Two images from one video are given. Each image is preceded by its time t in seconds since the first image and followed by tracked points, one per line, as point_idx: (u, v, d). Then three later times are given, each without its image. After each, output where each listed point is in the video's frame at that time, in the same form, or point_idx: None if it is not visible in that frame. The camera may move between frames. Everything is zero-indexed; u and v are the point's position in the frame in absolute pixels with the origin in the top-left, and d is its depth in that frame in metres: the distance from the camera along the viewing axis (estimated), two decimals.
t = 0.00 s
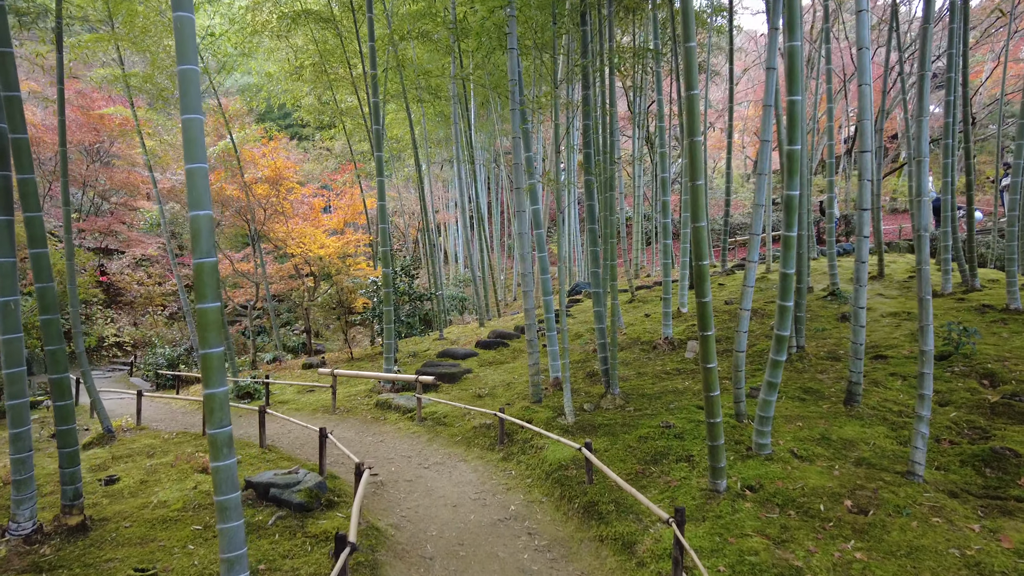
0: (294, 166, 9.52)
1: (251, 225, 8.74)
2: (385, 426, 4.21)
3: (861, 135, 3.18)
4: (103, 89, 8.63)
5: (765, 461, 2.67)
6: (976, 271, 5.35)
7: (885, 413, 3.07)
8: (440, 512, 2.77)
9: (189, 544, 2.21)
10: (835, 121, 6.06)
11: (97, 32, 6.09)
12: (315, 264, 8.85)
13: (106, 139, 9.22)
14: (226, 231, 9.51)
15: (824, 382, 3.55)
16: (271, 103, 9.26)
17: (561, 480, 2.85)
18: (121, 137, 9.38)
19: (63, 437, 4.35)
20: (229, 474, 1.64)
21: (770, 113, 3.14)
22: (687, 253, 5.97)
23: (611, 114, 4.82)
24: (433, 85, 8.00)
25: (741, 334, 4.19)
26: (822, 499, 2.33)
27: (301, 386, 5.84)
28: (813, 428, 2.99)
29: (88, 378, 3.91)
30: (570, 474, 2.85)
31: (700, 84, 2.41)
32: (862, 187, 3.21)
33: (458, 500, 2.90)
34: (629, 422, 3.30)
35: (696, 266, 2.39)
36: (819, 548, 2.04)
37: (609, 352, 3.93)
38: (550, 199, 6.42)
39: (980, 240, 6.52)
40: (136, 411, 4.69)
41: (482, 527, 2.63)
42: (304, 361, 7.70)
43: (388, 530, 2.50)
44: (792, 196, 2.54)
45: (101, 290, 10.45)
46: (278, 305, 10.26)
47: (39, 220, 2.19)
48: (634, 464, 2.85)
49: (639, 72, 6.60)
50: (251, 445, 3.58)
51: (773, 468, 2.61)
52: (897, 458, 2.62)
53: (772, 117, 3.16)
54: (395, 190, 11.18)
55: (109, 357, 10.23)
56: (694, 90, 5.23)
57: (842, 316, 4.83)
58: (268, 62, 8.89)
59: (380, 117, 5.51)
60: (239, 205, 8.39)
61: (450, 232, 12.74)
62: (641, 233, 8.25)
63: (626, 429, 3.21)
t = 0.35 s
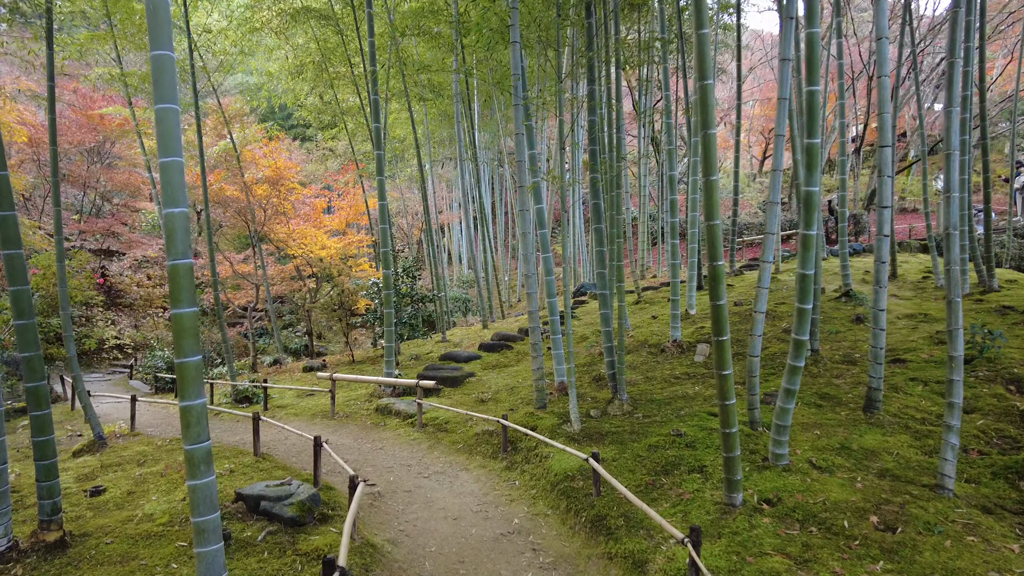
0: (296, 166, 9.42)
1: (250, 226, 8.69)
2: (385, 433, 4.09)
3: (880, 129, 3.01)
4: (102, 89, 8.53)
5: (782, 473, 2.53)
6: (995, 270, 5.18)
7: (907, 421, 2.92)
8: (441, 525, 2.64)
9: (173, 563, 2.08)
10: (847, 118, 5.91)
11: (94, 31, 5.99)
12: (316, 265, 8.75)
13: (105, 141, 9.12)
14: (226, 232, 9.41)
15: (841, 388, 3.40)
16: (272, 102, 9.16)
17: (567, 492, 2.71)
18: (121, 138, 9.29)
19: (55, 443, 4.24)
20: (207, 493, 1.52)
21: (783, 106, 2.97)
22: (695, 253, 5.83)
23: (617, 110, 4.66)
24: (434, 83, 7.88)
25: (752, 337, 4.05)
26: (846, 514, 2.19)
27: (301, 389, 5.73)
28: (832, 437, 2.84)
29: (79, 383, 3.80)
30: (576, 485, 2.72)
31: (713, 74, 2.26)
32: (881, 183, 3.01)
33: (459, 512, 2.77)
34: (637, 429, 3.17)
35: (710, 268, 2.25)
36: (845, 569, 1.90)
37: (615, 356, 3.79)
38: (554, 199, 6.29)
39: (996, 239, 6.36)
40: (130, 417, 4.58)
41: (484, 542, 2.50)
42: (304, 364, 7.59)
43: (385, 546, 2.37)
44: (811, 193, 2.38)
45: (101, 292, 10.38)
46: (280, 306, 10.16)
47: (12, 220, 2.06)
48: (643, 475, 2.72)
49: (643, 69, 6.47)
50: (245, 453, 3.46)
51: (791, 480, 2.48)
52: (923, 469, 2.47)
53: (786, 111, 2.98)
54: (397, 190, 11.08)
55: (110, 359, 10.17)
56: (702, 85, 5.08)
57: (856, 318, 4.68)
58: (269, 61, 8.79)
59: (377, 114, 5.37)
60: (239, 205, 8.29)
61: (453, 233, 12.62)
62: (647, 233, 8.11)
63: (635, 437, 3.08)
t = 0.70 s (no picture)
0: (300, 166, 9.32)
1: (254, 225, 8.59)
2: (391, 438, 3.96)
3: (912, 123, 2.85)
4: (104, 87, 8.42)
5: (812, 485, 2.39)
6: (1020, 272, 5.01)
7: (941, 429, 2.77)
8: (450, 539, 2.51)
9: None
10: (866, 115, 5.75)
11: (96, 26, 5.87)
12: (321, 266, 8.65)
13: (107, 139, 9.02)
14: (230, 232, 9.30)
15: (867, 394, 3.25)
16: (277, 101, 9.05)
17: (583, 504, 2.58)
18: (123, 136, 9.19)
19: (51, 447, 4.12)
20: (199, 511, 1.39)
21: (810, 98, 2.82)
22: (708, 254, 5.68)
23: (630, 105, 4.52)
24: (441, 82, 7.75)
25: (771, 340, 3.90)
26: (884, 531, 2.05)
27: (304, 392, 5.61)
28: (862, 446, 2.69)
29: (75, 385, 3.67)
30: (593, 497, 2.59)
31: (743, 59, 2.11)
32: (913, 179, 2.85)
33: (469, 525, 2.64)
34: (655, 437, 3.04)
35: (738, 268, 2.11)
36: None
37: (630, 361, 3.65)
38: (564, 198, 6.15)
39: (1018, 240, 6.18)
40: (128, 419, 4.47)
41: (496, 558, 2.36)
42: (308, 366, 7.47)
43: (392, 562, 2.24)
44: (845, 188, 2.24)
45: (104, 292, 10.29)
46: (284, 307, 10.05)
47: None
48: (662, 486, 2.60)
49: (655, 66, 6.32)
50: (245, 459, 3.33)
51: (822, 493, 2.33)
52: (963, 482, 2.32)
53: (813, 103, 2.84)
54: (403, 190, 10.97)
55: (112, 360, 10.08)
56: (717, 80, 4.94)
57: (877, 321, 4.53)
58: (274, 59, 8.67)
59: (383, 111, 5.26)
60: (243, 205, 8.18)
61: (459, 233, 12.50)
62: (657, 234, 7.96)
63: (653, 446, 2.95)
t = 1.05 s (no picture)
0: (301, 166, 9.21)
1: (254, 226, 8.48)
2: (390, 447, 3.83)
3: (937, 119, 2.71)
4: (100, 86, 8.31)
5: (835, 504, 2.25)
6: None
7: (969, 441, 2.62)
8: (451, 560, 2.38)
9: None
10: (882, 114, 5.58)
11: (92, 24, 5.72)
12: (321, 268, 8.54)
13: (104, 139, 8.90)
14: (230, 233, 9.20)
15: (888, 404, 3.11)
16: (277, 100, 8.93)
17: (591, 521, 2.45)
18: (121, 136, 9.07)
19: (41, 455, 4.01)
20: (175, 545, 1.27)
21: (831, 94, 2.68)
22: (717, 256, 5.54)
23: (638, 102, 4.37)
24: (442, 80, 7.62)
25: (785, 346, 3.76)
26: (915, 556, 1.91)
27: (303, 396, 5.49)
28: (885, 460, 2.55)
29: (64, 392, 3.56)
30: (602, 514, 2.45)
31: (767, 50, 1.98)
32: (938, 179, 2.70)
33: (471, 543, 2.51)
34: (666, 450, 2.91)
35: (760, 273, 1.98)
36: None
37: (638, 368, 3.51)
38: (569, 199, 6.02)
39: None
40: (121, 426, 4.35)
41: None
42: (308, 369, 7.35)
43: None
44: (874, 188, 2.10)
45: (102, 293, 10.19)
46: (284, 310, 9.95)
47: None
48: (675, 503, 2.47)
49: (661, 65, 6.19)
50: (238, 471, 3.20)
51: (846, 512, 2.20)
52: (997, 501, 2.18)
53: (834, 99, 2.70)
54: (405, 190, 10.86)
55: (111, 362, 9.98)
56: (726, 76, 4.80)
57: (892, 326, 4.38)
58: (274, 58, 8.56)
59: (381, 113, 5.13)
60: (243, 206, 8.06)
61: (462, 235, 12.39)
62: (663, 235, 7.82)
63: (664, 459, 2.81)
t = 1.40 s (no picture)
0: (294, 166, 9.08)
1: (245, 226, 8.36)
2: (380, 452, 3.70)
3: (948, 108, 2.59)
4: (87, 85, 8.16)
5: (844, 513, 2.12)
6: None
7: (983, 445, 2.49)
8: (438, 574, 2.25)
9: None
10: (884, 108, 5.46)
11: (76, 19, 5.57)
12: (314, 269, 8.41)
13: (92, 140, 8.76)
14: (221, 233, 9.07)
15: (896, 406, 2.99)
16: (269, 99, 8.78)
17: (587, 531, 2.32)
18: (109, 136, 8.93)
19: (19, 462, 3.87)
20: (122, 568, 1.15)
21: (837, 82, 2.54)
22: (717, 254, 5.41)
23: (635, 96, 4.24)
24: (437, 77, 7.47)
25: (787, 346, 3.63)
26: (933, 571, 1.78)
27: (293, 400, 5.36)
28: (896, 465, 2.42)
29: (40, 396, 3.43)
30: (599, 524, 2.33)
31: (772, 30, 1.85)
32: (950, 170, 2.57)
33: (460, 555, 2.38)
34: (665, 455, 2.78)
35: (765, 268, 1.86)
36: None
37: (636, 370, 3.39)
38: (565, 196, 5.89)
39: None
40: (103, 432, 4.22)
41: None
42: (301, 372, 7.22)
43: None
44: (885, 177, 1.97)
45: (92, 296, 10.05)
46: (278, 311, 9.82)
47: None
48: (675, 512, 2.34)
49: (659, 61, 6.06)
50: (219, 478, 3.06)
51: (857, 523, 2.07)
52: (1017, 509, 2.04)
53: (840, 88, 2.56)
54: (400, 190, 10.73)
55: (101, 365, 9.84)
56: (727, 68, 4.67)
57: (897, 325, 4.27)
58: (266, 56, 8.41)
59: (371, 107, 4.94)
60: (234, 206, 7.92)
61: (458, 235, 12.27)
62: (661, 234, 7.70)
63: (663, 465, 2.69)
